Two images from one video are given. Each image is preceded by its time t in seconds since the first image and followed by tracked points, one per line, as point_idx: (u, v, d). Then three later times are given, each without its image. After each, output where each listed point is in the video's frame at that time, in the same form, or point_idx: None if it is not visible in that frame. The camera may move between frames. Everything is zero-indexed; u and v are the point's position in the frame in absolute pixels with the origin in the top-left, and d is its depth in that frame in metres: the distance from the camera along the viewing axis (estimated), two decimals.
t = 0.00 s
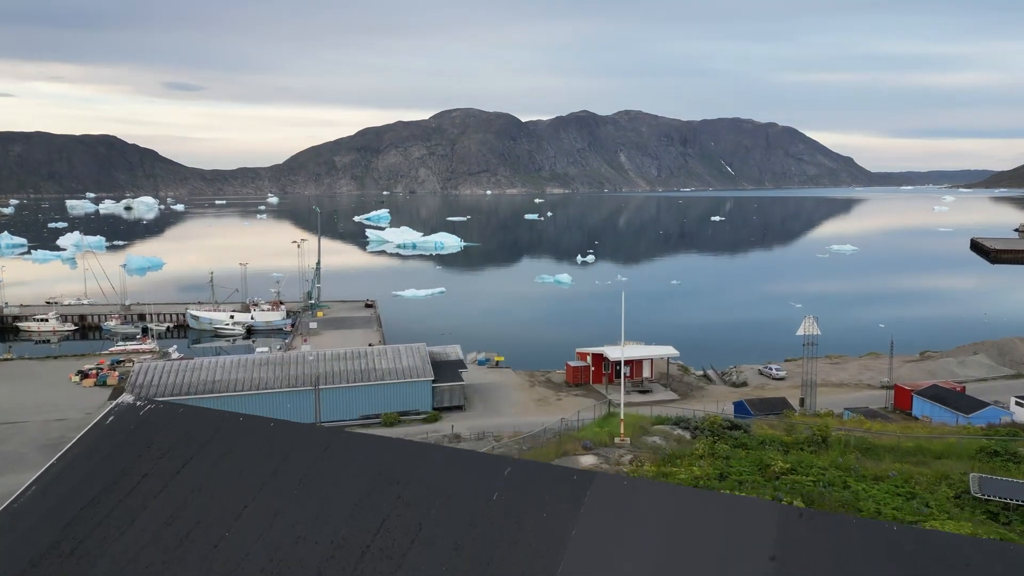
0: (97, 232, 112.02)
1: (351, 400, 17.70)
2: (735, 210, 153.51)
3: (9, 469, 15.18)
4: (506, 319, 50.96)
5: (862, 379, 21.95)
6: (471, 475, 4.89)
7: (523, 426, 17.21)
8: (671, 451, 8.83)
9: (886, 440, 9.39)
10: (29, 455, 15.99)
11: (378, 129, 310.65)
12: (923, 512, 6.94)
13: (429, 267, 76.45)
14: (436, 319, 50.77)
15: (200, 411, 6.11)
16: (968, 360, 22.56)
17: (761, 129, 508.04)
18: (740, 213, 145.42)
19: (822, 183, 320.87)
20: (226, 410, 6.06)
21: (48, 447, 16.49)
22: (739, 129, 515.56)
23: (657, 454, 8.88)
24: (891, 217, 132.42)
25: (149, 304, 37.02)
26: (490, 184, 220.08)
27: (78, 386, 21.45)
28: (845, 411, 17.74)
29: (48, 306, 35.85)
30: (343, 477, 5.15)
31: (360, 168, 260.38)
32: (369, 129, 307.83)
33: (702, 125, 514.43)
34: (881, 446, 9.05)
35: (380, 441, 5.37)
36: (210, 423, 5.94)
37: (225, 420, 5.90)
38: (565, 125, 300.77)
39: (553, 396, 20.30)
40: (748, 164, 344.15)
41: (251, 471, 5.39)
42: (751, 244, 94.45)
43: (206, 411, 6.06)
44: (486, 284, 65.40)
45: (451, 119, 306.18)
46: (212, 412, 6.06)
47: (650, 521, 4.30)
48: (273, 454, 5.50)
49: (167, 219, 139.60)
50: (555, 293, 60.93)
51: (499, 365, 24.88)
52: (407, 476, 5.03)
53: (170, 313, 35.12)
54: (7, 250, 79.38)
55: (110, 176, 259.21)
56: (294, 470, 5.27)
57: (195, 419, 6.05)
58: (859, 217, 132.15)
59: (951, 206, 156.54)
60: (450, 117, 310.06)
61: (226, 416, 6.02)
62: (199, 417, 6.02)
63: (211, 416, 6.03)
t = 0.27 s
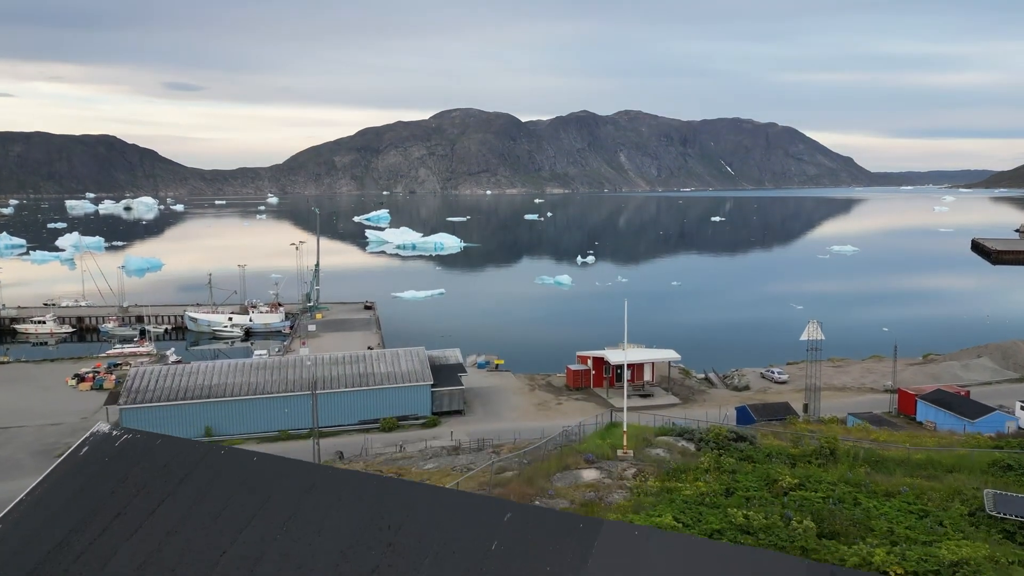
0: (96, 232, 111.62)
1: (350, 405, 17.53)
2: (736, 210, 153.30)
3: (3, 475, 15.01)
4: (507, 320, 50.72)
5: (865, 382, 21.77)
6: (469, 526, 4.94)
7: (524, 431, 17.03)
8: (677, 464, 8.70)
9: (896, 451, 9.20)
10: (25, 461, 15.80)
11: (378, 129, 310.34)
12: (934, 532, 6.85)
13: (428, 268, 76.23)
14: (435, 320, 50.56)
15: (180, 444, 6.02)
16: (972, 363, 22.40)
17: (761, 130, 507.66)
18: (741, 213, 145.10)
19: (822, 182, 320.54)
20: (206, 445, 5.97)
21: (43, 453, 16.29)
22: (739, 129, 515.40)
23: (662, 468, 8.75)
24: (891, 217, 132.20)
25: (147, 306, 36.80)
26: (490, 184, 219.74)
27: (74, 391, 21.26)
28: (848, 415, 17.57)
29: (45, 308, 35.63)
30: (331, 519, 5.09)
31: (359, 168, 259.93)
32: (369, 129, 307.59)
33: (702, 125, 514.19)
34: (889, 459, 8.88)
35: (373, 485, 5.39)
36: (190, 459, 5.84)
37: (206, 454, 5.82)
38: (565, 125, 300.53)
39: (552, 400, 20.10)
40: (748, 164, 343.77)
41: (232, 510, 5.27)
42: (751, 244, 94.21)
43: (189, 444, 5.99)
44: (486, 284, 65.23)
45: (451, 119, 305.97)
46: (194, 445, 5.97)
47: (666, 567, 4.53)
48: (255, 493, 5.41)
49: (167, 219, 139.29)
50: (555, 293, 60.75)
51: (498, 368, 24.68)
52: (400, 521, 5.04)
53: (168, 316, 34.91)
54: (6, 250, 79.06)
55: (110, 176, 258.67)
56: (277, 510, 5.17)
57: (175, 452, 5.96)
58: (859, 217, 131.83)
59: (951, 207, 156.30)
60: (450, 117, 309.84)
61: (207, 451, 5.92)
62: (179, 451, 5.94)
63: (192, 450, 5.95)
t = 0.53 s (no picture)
0: (95, 232, 111.32)
1: (348, 409, 17.34)
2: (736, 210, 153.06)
3: None
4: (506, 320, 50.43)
5: (868, 386, 21.53)
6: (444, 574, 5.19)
7: (526, 436, 16.81)
8: (682, 479, 8.54)
9: (906, 464, 9.01)
10: (17, 465, 15.60)
11: (378, 129, 310.08)
12: (949, 553, 6.65)
13: (428, 268, 76.03)
14: (435, 320, 50.39)
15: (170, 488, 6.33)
16: (975, 366, 22.20)
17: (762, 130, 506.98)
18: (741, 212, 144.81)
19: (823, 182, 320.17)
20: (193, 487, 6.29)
21: (36, 458, 16.07)
22: (739, 129, 515.20)
23: (667, 482, 8.59)
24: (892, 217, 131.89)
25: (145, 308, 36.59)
26: (490, 184, 219.45)
27: (70, 395, 21.08)
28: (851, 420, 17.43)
29: (43, 310, 35.42)
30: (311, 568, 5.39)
31: (359, 168, 259.50)
32: (369, 129, 307.25)
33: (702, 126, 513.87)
34: (899, 472, 8.67)
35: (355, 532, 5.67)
36: (159, 503, 6.14)
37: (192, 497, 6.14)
38: (565, 125, 300.22)
39: (553, 404, 19.89)
40: (748, 164, 343.23)
41: (213, 559, 5.55)
42: (752, 244, 93.96)
43: (159, 485, 6.30)
44: (486, 284, 65.04)
45: (451, 120, 305.72)
46: (167, 485, 6.31)
47: None
48: (237, 540, 5.70)
49: (166, 219, 138.94)
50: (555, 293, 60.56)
51: (498, 371, 24.50)
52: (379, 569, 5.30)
53: (166, 317, 34.69)
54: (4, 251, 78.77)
55: (109, 176, 258.14)
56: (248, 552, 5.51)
57: (145, 492, 6.33)
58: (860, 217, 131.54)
59: (952, 207, 156.01)
60: (450, 118, 309.62)
61: (179, 491, 6.27)
62: (152, 490, 6.29)
63: (164, 490, 6.27)
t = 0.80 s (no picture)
0: (94, 233, 111.01)
1: (347, 414, 17.14)
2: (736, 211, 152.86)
3: None
4: (506, 320, 50.16)
5: (872, 390, 21.30)
6: None
7: (526, 442, 16.60)
8: (687, 495, 8.34)
9: (916, 477, 8.80)
10: (10, 470, 15.41)
11: (378, 129, 309.79)
12: None
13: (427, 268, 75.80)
14: (434, 320, 50.20)
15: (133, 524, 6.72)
16: (979, 370, 21.98)
17: (762, 130, 506.73)
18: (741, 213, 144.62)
19: (823, 182, 319.91)
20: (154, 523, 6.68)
21: (30, 463, 15.86)
22: (739, 129, 514.92)
23: (672, 498, 8.39)
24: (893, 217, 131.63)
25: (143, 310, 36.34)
26: (490, 184, 219.21)
27: (65, 399, 20.83)
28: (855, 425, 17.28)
29: (40, 312, 35.18)
30: None
31: (359, 168, 259.24)
32: (369, 129, 306.94)
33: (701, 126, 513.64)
34: (911, 487, 8.45)
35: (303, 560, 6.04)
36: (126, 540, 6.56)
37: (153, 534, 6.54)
38: (565, 125, 300.02)
39: (553, 409, 19.69)
40: (748, 164, 343.01)
41: None
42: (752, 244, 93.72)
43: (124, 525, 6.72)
44: (486, 284, 64.86)
45: (451, 120, 305.40)
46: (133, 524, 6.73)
47: None
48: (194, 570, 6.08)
49: (166, 220, 138.59)
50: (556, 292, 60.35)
51: (498, 374, 24.28)
52: None
53: (164, 319, 34.44)
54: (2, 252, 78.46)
55: (109, 176, 257.93)
56: (239, 554, 6.08)
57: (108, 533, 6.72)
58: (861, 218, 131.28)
59: (953, 207, 155.75)
60: (450, 117, 309.29)
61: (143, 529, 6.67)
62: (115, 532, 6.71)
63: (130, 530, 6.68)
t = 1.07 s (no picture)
0: (94, 233, 110.73)
1: (345, 419, 16.92)
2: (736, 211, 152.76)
3: None
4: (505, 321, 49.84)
5: (875, 394, 21.09)
6: None
7: (526, 447, 16.39)
8: (694, 512, 8.14)
9: (930, 494, 8.56)
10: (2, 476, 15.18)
11: (378, 129, 309.63)
12: None
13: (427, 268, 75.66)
14: (433, 320, 49.99)
15: None
16: (983, 374, 21.80)
17: (762, 130, 506.52)
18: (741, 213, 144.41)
19: (823, 182, 320.02)
20: None
21: (22, 469, 15.63)
22: (739, 129, 515.15)
23: (678, 517, 8.18)
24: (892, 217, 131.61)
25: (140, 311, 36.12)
26: (490, 185, 219.18)
27: (61, 403, 20.61)
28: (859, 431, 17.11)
29: (37, 314, 34.93)
30: None
31: (359, 168, 258.96)
32: (369, 129, 306.80)
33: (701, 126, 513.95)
34: (923, 503, 8.24)
35: None
36: None
37: None
38: (565, 125, 300.30)
39: (554, 414, 19.48)
40: (748, 164, 342.74)
41: None
42: (752, 244, 93.59)
43: None
44: (486, 284, 64.71)
45: (450, 120, 305.32)
46: None
47: None
48: None
49: (166, 220, 138.37)
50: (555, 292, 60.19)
51: (498, 378, 24.09)
52: None
53: (161, 321, 34.22)
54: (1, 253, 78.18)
55: (109, 176, 257.62)
56: None
57: None
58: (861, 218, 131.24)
59: (953, 207, 155.79)
60: (450, 117, 309.24)
61: None
62: None
63: None
